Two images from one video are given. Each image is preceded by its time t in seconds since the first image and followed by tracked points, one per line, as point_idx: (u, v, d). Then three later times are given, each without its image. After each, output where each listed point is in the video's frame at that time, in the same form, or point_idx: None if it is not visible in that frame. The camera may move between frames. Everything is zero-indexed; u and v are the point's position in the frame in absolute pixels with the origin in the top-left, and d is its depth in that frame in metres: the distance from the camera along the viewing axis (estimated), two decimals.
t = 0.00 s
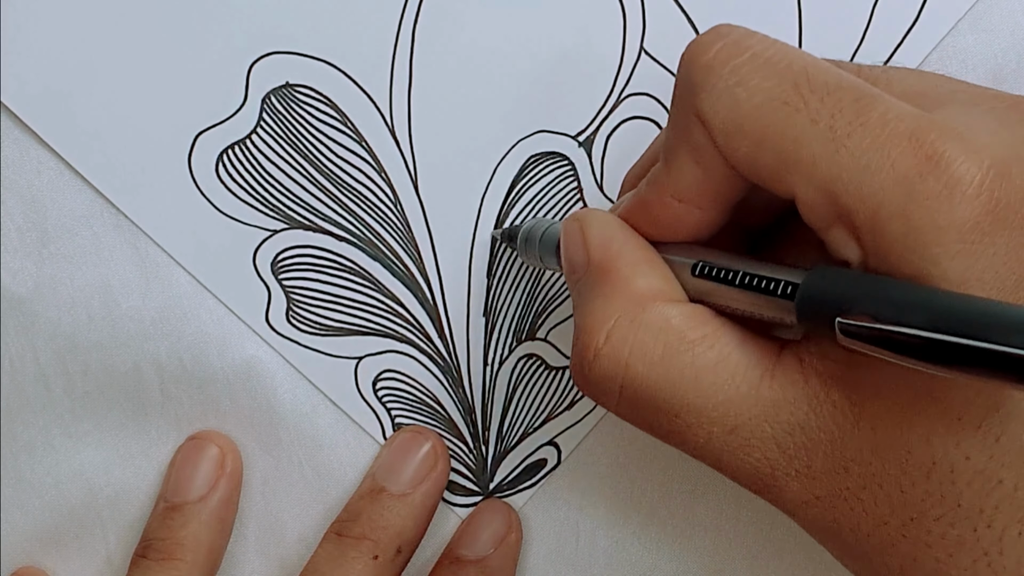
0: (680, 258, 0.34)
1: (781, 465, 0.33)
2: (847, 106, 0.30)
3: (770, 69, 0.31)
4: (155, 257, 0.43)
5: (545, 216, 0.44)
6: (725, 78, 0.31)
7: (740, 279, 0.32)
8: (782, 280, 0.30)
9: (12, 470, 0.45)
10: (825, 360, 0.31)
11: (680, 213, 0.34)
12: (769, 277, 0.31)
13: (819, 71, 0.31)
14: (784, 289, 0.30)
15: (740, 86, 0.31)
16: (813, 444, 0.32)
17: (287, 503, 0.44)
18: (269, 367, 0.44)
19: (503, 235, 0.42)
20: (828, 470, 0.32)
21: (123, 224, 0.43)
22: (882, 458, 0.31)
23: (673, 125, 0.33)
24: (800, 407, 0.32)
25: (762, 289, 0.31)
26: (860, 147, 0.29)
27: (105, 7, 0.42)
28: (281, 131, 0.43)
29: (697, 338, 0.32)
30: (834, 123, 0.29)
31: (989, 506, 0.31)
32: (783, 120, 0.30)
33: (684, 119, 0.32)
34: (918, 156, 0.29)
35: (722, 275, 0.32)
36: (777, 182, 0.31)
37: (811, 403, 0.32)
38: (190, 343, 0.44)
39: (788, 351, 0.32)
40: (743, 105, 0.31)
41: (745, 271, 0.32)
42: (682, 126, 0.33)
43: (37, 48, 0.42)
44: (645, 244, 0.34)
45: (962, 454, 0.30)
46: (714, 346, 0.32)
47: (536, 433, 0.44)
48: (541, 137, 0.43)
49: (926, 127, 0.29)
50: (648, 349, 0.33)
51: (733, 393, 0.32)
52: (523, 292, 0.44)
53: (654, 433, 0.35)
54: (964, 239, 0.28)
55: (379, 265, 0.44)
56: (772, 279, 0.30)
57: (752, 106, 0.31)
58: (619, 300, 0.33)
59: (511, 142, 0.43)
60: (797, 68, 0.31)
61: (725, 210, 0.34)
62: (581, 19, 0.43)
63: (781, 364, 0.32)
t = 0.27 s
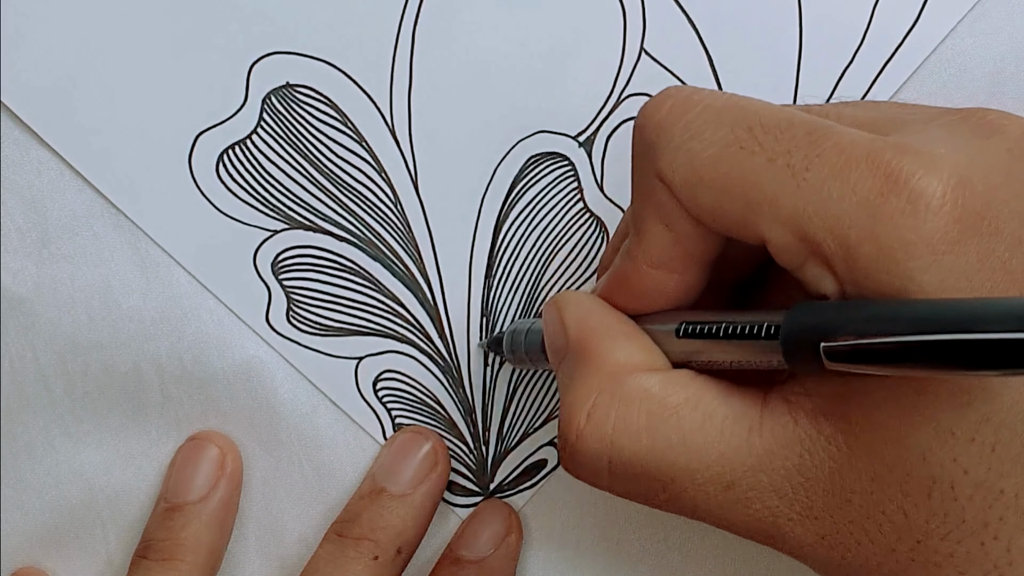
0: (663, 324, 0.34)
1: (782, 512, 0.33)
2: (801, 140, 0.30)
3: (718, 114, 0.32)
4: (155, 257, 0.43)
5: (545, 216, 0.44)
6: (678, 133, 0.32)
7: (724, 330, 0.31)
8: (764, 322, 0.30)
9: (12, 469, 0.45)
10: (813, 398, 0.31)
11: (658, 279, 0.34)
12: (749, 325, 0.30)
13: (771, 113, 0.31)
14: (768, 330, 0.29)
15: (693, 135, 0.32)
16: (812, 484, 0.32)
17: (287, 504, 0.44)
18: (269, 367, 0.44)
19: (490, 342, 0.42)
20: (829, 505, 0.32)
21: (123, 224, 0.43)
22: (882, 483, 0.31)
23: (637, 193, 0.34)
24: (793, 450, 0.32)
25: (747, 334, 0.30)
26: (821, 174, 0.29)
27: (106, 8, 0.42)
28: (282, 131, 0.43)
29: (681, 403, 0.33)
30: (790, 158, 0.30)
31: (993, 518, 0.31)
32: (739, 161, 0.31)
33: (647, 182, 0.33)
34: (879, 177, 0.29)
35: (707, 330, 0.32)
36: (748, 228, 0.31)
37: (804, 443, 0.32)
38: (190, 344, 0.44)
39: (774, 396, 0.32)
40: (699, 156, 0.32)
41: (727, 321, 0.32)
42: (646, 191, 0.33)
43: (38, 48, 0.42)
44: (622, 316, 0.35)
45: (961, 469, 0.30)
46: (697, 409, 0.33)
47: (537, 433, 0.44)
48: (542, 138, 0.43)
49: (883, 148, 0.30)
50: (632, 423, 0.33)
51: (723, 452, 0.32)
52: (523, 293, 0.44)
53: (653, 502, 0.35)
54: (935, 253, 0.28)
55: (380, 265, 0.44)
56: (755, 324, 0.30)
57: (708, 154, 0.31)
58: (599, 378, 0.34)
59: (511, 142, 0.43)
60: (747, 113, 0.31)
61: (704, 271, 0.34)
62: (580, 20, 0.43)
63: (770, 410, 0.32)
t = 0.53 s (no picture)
0: (651, 378, 0.35)
1: (787, 552, 0.32)
2: (769, 177, 0.30)
3: (684, 160, 0.32)
4: (155, 257, 0.43)
5: (545, 217, 0.44)
6: (647, 180, 0.33)
7: (714, 373, 0.32)
8: (754, 359, 0.30)
9: (13, 469, 0.45)
10: (804, 433, 0.31)
11: (642, 331, 0.35)
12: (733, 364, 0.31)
13: (736, 153, 0.32)
14: (757, 366, 0.30)
15: (660, 182, 0.32)
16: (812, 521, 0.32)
17: (287, 504, 0.44)
18: (269, 367, 0.44)
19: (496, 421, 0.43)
20: (832, 538, 0.32)
21: (124, 224, 0.43)
22: (883, 509, 0.31)
23: (616, 249, 0.34)
24: (791, 488, 0.32)
25: (737, 373, 0.30)
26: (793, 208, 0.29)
27: (106, 8, 0.42)
28: (282, 131, 0.43)
29: (672, 457, 0.33)
30: (759, 197, 0.30)
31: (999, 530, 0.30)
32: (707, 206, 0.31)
33: (623, 238, 0.34)
34: (850, 202, 0.29)
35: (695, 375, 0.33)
36: (727, 271, 0.31)
37: (801, 480, 0.31)
38: (191, 344, 0.44)
39: (766, 435, 0.32)
40: (671, 202, 0.32)
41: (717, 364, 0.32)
42: (623, 244, 0.34)
43: (38, 48, 0.42)
44: (612, 376, 0.36)
45: (960, 484, 0.30)
46: (688, 461, 0.33)
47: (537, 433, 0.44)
48: (542, 138, 0.43)
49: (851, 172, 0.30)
50: (627, 481, 0.33)
51: (719, 501, 0.32)
52: (524, 293, 0.44)
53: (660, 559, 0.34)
54: (911, 269, 0.28)
55: (380, 265, 0.44)
56: (744, 362, 0.30)
57: (679, 201, 0.32)
58: (593, 438, 0.34)
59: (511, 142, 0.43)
60: (713, 156, 0.32)
61: (690, 317, 0.35)
62: (580, 20, 0.43)
63: (762, 450, 0.32)
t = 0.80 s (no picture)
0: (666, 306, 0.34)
1: (791, 502, 0.33)
2: (821, 133, 0.30)
3: (741, 101, 0.32)
4: (155, 257, 0.43)
5: (544, 217, 0.44)
6: (695, 117, 0.32)
7: (730, 316, 0.31)
8: (770, 310, 0.30)
9: (12, 469, 0.45)
10: (825, 392, 0.31)
11: (666, 261, 0.34)
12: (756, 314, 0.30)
13: (788, 100, 0.31)
14: (774, 318, 0.29)
15: (713, 121, 0.32)
16: (822, 476, 0.32)
17: (287, 504, 0.44)
18: (269, 367, 0.44)
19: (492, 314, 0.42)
20: (836, 498, 0.32)
21: (124, 224, 0.43)
22: (890, 480, 0.31)
23: (651, 170, 0.34)
24: (803, 442, 0.32)
25: (753, 322, 0.30)
26: (839, 168, 0.29)
27: (106, 8, 0.42)
28: (282, 131, 0.43)
29: (692, 392, 0.32)
30: (811, 150, 0.30)
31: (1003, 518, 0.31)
32: (752, 149, 0.31)
33: (662, 165, 0.33)
34: (898, 175, 0.29)
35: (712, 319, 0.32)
36: (761, 216, 0.31)
37: (816, 436, 0.31)
38: (191, 343, 0.44)
39: (785, 387, 0.32)
40: (717, 139, 0.31)
41: (733, 307, 0.31)
42: (660, 173, 0.33)
43: (39, 48, 0.42)
44: (628, 297, 0.34)
45: (969, 468, 0.30)
46: (708, 401, 0.32)
47: (536, 433, 0.44)
48: (542, 137, 0.43)
49: (897, 149, 0.30)
50: (644, 409, 0.32)
51: (734, 442, 0.32)
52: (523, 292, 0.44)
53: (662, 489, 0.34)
54: (949, 250, 0.29)
55: (380, 265, 0.44)
56: (760, 311, 0.30)
57: (726, 139, 0.31)
58: (608, 365, 0.33)
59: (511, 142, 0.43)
60: (764, 98, 0.31)
61: (710, 254, 0.34)
62: (580, 20, 0.43)
63: (780, 402, 0.32)
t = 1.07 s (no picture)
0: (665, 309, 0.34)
1: (789, 505, 0.33)
2: (817, 134, 0.30)
3: (738, 103, 0.32)
4: (155, 257, 0.43)
5: (545, 217, 0.44)
6: (692, 125, 0.32)
7: (730, 318, 0.31)
8: (772, 312, 0.30)
9: (12, 469, 0.45)
10: (821, 394, 0.31)
11: (665, 265, 0.35)
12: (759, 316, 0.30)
13: (787, 104, 0.32)
14: (775, 320, 0.30)
15: (710, 122, 0.32)
16: (821, 479, 0.32)
17: (287, 504, 0.44)
18: (269, 367, 0.44)
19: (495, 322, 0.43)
20: (836, 499, 0.32)
21: (124, 224, 0.43)
22: (889, 481, 0.31)
23: (651, 178, 0.34)
24: (802, 443, 0.32)
25: (754, 323, 0.30)
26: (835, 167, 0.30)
27: (106, 8, 0.42)
28: (282, 131, 0.43)
29: (691, 394, 0.33)
30: (807, 150, 0.30)
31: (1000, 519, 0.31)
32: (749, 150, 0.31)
33: (659, 168, 0.33)
34: (895, 176, 0.29)
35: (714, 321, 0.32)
36: (759, 217, 0.31)
37: (813, 437, 0.32)
38: (191, 343, 0.44)
39: (784, 390, 0.32)
40: (715, 145, 0.32)
41: (734, 310, 0.31)
42: (657, 177, 0.34)
43: (38, 48, 0.42)
44: (629, 303, 0.34)
45: (968, 468, 0.30)
46: (706, 403, 0.32)
47: (536, 433, 0.44)
48: (542, 137, 0.43)
49: (894, 148, 0.30)
50: (642, 412, 0.33)
51: (732, 443, 0.32)
52: (524, 292, 0.44)
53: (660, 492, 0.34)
54: (948, 250, 0.29)
55: (380, 265, 0.44)
56: (762, 313, 0.30)
57: (724, 144, 0.31)
58: (607, 368, 0.33)
59: (512, 141, 0.43)
60: (763, 103, 0.32)
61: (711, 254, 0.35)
62: (581, 19, 0.43)
63: (779, 405, 0.32)
